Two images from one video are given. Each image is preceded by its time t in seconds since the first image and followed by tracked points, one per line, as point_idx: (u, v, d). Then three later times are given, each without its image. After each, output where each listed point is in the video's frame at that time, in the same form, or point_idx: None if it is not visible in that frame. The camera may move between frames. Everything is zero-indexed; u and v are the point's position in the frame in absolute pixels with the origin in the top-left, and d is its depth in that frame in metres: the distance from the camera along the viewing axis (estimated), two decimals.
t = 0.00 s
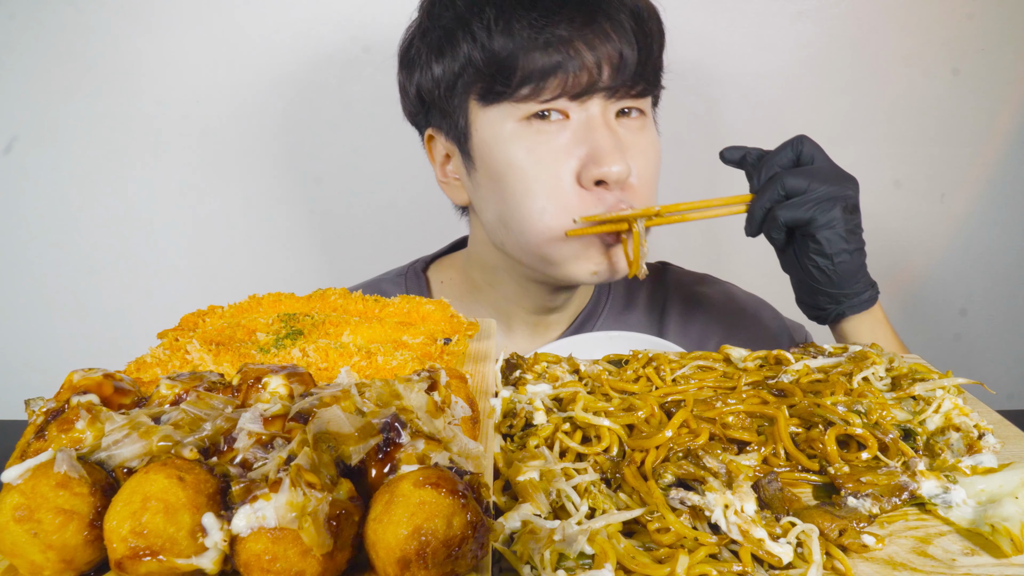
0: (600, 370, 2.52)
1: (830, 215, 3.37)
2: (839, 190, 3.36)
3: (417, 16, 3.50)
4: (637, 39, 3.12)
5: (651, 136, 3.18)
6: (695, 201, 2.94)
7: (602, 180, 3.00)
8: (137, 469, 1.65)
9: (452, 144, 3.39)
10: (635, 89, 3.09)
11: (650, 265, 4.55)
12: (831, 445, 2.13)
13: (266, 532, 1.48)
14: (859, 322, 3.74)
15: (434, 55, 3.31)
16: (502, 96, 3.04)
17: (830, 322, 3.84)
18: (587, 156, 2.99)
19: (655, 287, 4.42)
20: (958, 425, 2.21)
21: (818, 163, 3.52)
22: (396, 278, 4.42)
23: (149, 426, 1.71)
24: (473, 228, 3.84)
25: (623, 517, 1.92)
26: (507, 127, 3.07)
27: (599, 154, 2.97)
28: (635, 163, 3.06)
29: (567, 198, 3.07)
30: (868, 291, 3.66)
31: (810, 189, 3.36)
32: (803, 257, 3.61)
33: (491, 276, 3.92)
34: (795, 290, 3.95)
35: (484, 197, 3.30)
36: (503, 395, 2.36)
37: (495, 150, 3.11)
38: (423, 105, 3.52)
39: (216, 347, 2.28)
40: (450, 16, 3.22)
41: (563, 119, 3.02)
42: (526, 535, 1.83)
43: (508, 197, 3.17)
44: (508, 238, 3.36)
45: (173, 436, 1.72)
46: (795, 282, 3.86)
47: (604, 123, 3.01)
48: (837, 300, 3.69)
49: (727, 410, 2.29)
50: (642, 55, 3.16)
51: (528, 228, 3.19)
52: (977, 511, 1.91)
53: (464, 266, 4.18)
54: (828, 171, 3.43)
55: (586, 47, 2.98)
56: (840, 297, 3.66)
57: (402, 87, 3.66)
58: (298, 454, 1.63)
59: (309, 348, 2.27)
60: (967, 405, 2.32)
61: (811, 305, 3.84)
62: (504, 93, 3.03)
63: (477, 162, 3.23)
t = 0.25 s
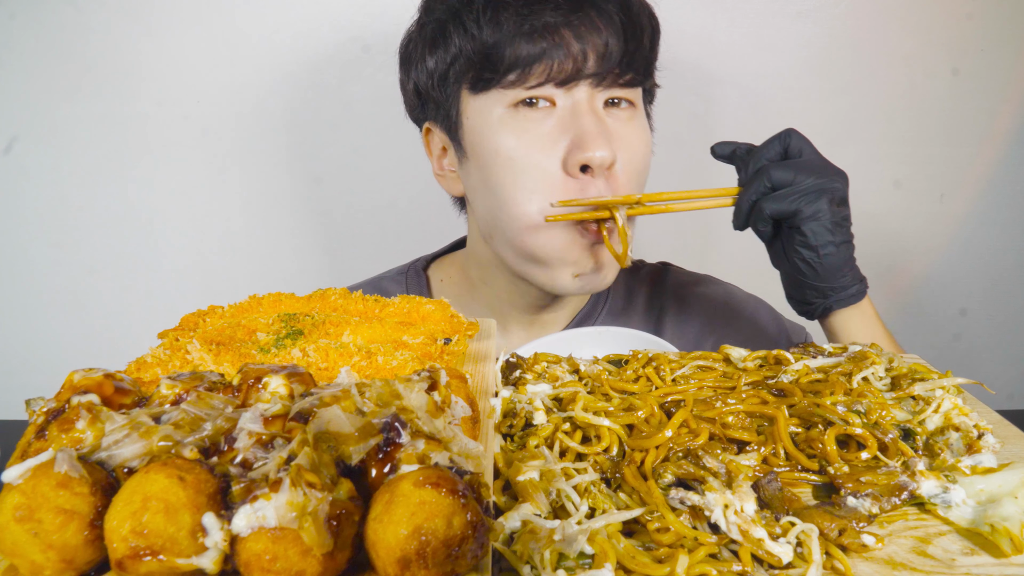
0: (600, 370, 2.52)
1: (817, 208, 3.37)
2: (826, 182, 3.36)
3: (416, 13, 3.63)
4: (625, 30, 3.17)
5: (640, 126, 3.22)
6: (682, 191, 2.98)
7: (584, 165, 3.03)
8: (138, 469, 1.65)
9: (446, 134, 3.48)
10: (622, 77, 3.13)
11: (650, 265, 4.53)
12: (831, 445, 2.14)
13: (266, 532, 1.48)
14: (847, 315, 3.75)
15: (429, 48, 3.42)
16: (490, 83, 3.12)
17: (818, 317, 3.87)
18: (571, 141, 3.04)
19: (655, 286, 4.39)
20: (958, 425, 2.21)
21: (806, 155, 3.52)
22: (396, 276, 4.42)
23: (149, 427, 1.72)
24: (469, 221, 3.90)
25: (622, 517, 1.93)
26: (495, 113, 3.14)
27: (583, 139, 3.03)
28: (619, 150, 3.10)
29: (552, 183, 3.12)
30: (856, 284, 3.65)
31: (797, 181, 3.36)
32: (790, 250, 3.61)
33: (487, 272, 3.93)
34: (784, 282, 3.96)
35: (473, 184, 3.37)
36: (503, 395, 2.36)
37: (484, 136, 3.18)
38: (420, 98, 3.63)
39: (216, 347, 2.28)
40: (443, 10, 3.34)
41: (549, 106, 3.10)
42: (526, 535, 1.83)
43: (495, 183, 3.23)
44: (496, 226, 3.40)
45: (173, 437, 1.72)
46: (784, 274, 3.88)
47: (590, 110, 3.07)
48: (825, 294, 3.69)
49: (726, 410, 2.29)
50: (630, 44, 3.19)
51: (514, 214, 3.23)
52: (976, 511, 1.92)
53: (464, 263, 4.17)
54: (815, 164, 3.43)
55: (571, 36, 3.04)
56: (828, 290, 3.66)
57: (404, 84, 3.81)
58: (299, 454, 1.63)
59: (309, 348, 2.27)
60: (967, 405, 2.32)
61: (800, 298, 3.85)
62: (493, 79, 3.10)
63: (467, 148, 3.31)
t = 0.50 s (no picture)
0: (600, 370, 2.52)
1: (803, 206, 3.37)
2: (811, 180, 3.37)
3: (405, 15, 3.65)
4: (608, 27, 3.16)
5: (625, 123, 3.22)
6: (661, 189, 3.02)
7: (567, 164, 3.04)
8: (138, 469, 1.65)
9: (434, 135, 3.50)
10: (605, 75, 3.13)
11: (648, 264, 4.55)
12: (831, 445, 2.13)
13: (266, 531, 1.48)
14: (834, 314, 3.71)
15: (416, 50, 3.44)
16: (473, 84, 3.13)
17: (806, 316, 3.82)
18: (554, 140, 3.05)
19: (652, 284, 4.40)
20: (958, 425, 2.21)
21: (793, 153, 3.53)
22: (394, 275, 4.43)
23: (149, 427, 1.72)
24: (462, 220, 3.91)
25: (623, 517, 1.93)
26: (478, 114, 3.15)
27: (565, 138, 3.02)
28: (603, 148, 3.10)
29: (535, 183, 3.12)
30: (843, 284, 3.63)
31: (782, 179, 3.38)
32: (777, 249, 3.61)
33: (480, 268, 3.94)
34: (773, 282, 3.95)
35: (459, 182, 3.39)
36: (503, 395, 2.36)
37: (468, 137, 3.19)
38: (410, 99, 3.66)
39: (216, 347, 2.29)
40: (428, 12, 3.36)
41: (532, 105, 3.10)
42: (526, 535, 1.83)
43: (480, 184, 3.23)
44: (483, 226, 3.41)
45: (173, 437, 1.72)
46: (773, 274, 3.86)
47: (572, 109, 3.07)
48: (812, 294, 3.67)
49: (726, 410, 2.29)
50: (613, 42, 3.18)
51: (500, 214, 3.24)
52: (976, 511, 1.91)
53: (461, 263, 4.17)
54: (801, 162, 3.44)
55: (553, 36, 3.04)
56: (814, 290, 3.65)
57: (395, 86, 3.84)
58: (299, 454, 1.63)
59: (309, 348, 2.27)
60: (967, 405, 2.32)
61: (788, 298, 3.83)
62: (475, 81, 3.11)
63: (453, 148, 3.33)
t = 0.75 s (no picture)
0: (600, 371, 2.52)
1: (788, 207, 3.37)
2: (796, 182, 3.37)
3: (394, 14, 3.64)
4: (594, 26, 3.14)
5: (612, 124, 3.23)
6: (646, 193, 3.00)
7: (552, 165, 3.06)
8: (138, 469, 1.64)
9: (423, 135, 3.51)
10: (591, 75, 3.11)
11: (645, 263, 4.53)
12: (831, 445, 2.13)
13: (266, 531, 1.48)
14: (823, 316, 3.68)
15: (403, 49, 3.44)
16: (460, 85, 3.13)
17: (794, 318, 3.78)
18: (539, 141, 3.07)
19: (649, 284, 4.38)
20: (958, 425, 2.21)
21: (779, 154, 3.52)
22: (390, 275, 4.42)
23: (149, 427, 1.72)
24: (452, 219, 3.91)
25: (623, 517, 1.92)
26: (465, 114, 3.15)
27: (550, 139, 3.04)
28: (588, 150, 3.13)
29: (521, 183, 3.16)
30: (828, 287, 3.61)
31: (766, 181, 3.38)
32: (762, 251, 3.60)
33: (472, 269, 3.95)
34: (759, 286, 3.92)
35: (447, 181, 3.40)
36: (502, 395, 2.36)
37: (455, 137, 3.20)
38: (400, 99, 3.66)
39: (216, 347, 2.28)
40: (415, 11, 3.34)
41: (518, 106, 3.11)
42: (526, 535, 1.83)
43: (466, 184, 3.26)
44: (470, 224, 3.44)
45: (173, 437, 1.72)
46: (758, 278, 3.84)
47: (558, 110, 3.08)
48: (797, 297, 3.65)
49: (727, 410, 2.29)
50: (600, 41, 3.16)
51: (486, 213, 3.28)
52: (977, 511, 1.91)
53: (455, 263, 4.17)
54: (786, 163, 3.43)
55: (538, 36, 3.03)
56: (799, 293, 3.62)
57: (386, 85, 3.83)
58: (298, 454, 1.63)
59: (309, 348, 2.27)
60: (966, 406, 2.32)
61: (774, 302, 3.80)
62: (462, 81, 3.11)
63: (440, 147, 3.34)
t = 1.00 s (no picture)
0: (600, 371, 2.52)
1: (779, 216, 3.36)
2: (787, 190, 3.37)
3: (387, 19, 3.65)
4: (587, 32, 3.14)
5: (605, 130, 3.23)
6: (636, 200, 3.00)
7: (543, 172, 3.05)
8: (137, 469, 1.65)
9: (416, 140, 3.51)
10: (583, 80, 3.11)
11: (643, 266, 4.53)
12: (831, 445, 2.13)
13: (266, 531, 1.48)
14: (814, 323, 3.70)
15: (396, 54, 3.44)
16: (452, 91, 3.14)
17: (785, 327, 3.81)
18: (531, 148, 3.06)
19: (647, 287, 4.39)
20: (958, 425, 2.21)
21: (770, 161, 3.54)
22: (386, 276, 4.42)
23: (149, 427, 1.72)
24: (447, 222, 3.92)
25: (623, 518, 1.92)
26: (458, 120, 3.15)
27: (541, 146, 3.02)
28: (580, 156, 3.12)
29: (512, 190, 3.14)
30: (820, 296, 3.59)
31: (756, 189, 3.39)
32: (752, 260, 3.60)
33: (466, 272, 3.95)
34: (752, 295, 3.91)
35: (439, 187, 3.40)
36: (502, 395, 2.36)
37: (447, 143, 3.20)
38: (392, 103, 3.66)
39: (216, 347, 2.28)
40: (407, 15, 3.35)
41: (510, 112, 3.11)
42: (526, 535, 1.83)
43: (458, 190, 3.24)
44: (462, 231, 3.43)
45: (173, 437, 1.72)
46: (751, 286, 3.82)
47: (550, 116, 3.07)
48: (789, 306, 3.64)
49: (727, 410, 2.29)
50: (593, 47, 3.16)
51: (477, 221, 3.27)
52: (977, 511, 1.91)
53: (451, 264, 4.17)
54: (778, 171, 3.43)
55: (529, 42, 3.03)
56: (791, 302, 3.61)
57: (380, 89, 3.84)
58: (299, 454, 1.63)
59: (309, 348, 2.27)
60: (967, 406, 2.32)
61: (766, 311, 3.79)
62: (454, 87, 3.12)
63: (432, 154, 3.34)
